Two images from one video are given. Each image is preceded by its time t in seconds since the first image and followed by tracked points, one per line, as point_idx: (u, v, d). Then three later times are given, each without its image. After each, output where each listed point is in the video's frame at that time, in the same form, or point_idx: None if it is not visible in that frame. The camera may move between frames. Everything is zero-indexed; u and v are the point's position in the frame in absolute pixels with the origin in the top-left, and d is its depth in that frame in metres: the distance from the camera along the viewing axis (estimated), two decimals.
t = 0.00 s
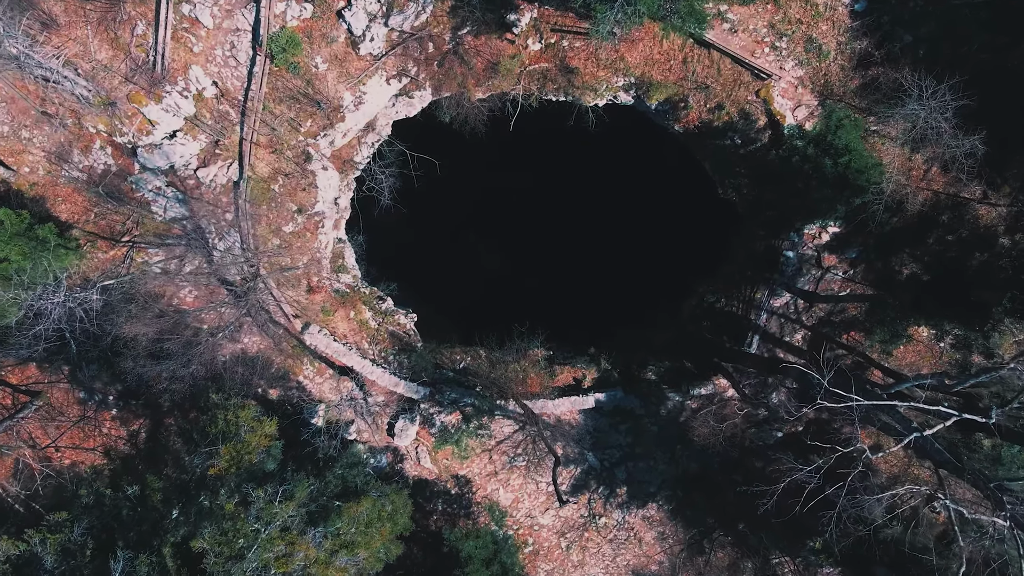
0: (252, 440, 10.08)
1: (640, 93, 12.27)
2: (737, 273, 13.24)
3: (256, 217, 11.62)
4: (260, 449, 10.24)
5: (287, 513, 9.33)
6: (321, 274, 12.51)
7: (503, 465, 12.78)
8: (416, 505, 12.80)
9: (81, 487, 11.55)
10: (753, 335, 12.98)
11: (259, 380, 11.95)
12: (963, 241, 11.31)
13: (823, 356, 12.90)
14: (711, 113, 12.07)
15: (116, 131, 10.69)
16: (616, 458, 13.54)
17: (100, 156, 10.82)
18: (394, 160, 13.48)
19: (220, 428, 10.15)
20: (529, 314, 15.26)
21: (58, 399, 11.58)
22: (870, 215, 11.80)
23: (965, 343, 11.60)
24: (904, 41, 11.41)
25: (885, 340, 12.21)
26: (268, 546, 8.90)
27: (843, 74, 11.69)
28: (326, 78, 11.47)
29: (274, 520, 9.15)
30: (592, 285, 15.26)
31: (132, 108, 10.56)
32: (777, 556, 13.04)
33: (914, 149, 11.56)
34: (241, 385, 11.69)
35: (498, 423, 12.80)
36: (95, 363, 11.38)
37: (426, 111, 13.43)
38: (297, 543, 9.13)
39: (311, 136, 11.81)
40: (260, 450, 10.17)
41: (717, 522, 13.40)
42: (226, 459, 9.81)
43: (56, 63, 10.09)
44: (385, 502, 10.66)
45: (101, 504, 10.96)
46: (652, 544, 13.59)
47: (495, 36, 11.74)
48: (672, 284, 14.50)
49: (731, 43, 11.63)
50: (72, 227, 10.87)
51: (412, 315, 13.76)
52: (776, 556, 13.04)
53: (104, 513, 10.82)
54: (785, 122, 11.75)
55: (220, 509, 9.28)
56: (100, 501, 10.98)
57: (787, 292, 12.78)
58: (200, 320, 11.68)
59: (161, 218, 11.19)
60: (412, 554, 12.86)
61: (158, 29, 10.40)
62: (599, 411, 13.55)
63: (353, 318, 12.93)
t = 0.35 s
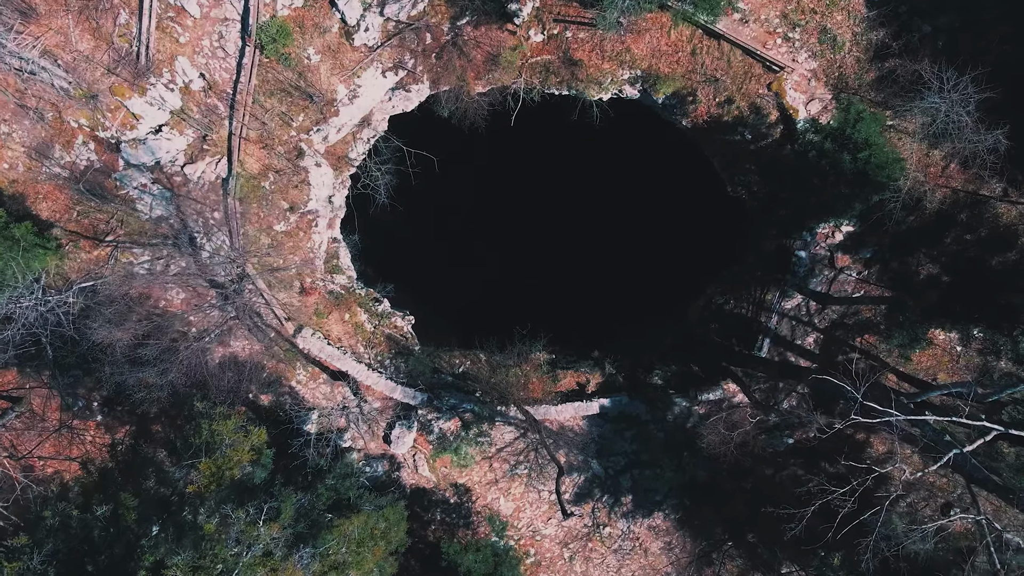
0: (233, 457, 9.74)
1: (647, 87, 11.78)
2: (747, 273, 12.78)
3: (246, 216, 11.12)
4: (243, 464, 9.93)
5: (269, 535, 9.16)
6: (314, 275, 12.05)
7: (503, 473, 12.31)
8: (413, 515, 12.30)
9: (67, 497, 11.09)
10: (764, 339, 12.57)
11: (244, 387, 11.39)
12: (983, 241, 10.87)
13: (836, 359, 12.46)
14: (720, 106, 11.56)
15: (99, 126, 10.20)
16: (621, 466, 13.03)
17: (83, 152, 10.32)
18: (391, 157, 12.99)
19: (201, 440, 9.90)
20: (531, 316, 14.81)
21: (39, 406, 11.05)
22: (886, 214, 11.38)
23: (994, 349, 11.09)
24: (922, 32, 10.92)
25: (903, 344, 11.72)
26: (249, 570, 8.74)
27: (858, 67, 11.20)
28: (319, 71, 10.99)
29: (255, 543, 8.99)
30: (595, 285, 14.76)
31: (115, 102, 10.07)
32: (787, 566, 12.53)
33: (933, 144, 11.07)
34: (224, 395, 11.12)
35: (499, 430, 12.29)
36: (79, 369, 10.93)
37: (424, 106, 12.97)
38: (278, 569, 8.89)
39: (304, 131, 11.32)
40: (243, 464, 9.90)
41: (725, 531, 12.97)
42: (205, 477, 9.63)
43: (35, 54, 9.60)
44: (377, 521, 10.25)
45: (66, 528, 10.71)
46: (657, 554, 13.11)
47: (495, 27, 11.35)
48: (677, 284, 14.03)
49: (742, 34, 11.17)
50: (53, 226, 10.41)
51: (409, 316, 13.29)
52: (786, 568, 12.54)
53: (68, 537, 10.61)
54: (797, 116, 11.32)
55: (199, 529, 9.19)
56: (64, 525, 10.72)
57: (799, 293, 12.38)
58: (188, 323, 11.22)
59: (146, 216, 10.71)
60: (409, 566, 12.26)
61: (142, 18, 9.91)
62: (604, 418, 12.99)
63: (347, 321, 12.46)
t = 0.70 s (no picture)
0: (204, 476, 9.36)
1: (651, 80, 11.27)
2: (755, 275, 12.26)
3: (231, 214, 10.59)
4: (217, 483, 9.52)
5: (242, 561, 8.87)
6: (305, 276, 11.57)
7: (502, 483, 11.83)
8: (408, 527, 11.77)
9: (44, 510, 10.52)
10: (772, 343, 12.05)
11: (233, 394, 11.03)
12: (1001, 240, 10.35)
13: (848, 364, 12.16)
14: (727, 100, 11.08)
15: (76, 120, 9.69)
16: (624, 474, 12.47)
17: (60, 148, 9.80)
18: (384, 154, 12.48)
19: (173, 456, 9.60)
20: (531, 316, 14.39)
21: (16, 414, 10.51)
22: (903, 212, 10.78)
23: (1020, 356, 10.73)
24: (941, 21, 10.40)
25: (920, 349, 11.41)
26: None
27: (872, 59, 10.73)
28: (308, 62, 10.51)
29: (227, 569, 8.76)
30: (596, 285, 14.41)
31: (92, 95, 9.59)
32: None
33: (950, 140, 10.58)
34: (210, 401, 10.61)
35: (497, 437, 11.79)
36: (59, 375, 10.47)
37: (420, 101, 12.40)
38: None
39: (293, 126, 10.85)
40: (216, 483, 9.50)
41: (731, 541, 12.58)
42: (176, 496, 9.36)
43: (9, 45, 9.19)
44: (364, 543, 9.80)
45: (20, 555, 9.78)
46: (662, 565, 12.61)
47: (493, 17, 10.86)
48: (681, 284, 13.60)
49: (751, 24, 10.69)
50: (30, 225, 9.94)
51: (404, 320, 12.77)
52: None
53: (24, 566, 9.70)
54: (809, 111, 10.80)
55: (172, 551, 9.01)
56: (19, 552, 9.79)
57: (809, 295, 11.86)
58: (172, 326, 10.73)
59: (128, 216, 10.19)
60: None
61: (120, 7, 9.41)
62: (608, 425, 12.42)
63: (339, 324, 11.95)
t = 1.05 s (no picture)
0: (171, 501, 8.86)
1: (655, 74, 10.82)
2: (762, 277, 11.75)
3: (214, 214, 10.07)
4: (185, 509, 9.01)
5: None
6: (293, 279, 11.12)
7: (499, 494, 11.36)
8: (401, 539, 11.31)
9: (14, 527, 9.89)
10: (782, 348, 11.59)
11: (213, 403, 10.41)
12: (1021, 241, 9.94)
13: (859, 369, 11.81)
14: (734, 96, 10.60)
15: (50, 115, 9.18)
16: (627, 485, 11.96)
17: (35, 145, 9.29)
18: (377, 151, 12.00)
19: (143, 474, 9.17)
20: (529, 319, 13.88)
21: None
22: (919, 212, 10.31)
23: None
24: (959, 11, 9.92)
25: (939, 356, 10.98)
26: None
27: (887, 51, 10.24)
28: (295, 55, 10.03)
29: None
30: (598, 286, 13.88)
31: (67, 88, 9.07)
32: None
33: (969, 136, 10.10)
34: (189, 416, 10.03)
35: (495, 447, 11.30)
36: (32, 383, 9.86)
37: (413, 96, 11.92)
38: None
39: (280, 123, 10.38)
40: (184, 509, 8.98)
41: (739, 554, 12.07)
42: (142, 521, 8.87)
43: None
44: (349, 566, 9.32)
45: None
46: None
47: (490, 8, 10.37)
48: (686, 287, 13.10)
49: (760, 15, 10.22)
50: (3, 225, 9.45)
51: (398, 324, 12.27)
52: None
53: None
54: (820, 107, 10.36)
55: None
56: None
57: (819, 299, 11.40)
58: (154, 330, 10.24)
59: (107, 217, 9.68)
60: None
61: None
62: (610, 434, 11.92)
63: (329, 329, 11.46)
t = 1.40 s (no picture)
0: (134, 529, 8.42)
1: (660, 68, 10.38)
2: (770, 279, 11.33)
3: (200, 214, 9.65)
4: (150, 537, 8.57)
5: None
6: (282, 281, 10.66)
7: (497, 505, 10.88)
8: (394, 553, 10.76)
9: None
10: (792, 353, 11.21)
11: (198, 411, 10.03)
12: None
13: (870, 375, 11.30)
14: (742, 90, 10.19)
15: (24, 111, 8.67)
16: (629, 495, 11.49)
17: (8, 142, 8.73)
18: (370, 149, 11.55)
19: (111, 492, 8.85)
20: (528, 324, 13.38)
21: None
22: (936, 212, 9.86)
23: None
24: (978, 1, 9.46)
25: (959, 364, 10.45)
26: None
27: (901, 44, 9.81)
28: (282, 47, 9.59)
29: None
30: (599, 290, 13.37)
31: (42, 81, 8.61)
32: None
33: (988, 132, 9.64)
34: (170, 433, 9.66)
35: (493, 457, 10.82)
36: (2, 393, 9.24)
37: (406, 91, 11.46)
38: None
39: (268, 119, 9.92)
40: (149, 538, 8.54)
41: (746, 568, 11.52)
42: (100, 552, 8.34)
43: None
44: None
45: None
46: None
47: None
48: (690, 290, 12.64)
49: (771, 5, 9.76)
50: None
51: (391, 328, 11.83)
52: None
53: None
54: (833, 101, 9.97)
55: None
56: None
57: (830, 303, 11.04)
58: (137, 336, 9.75)
59: (86, 217, 9.18)
60: None
61: None
62: (612, 443, 11.48)
63: (320, 334, 11.03)
